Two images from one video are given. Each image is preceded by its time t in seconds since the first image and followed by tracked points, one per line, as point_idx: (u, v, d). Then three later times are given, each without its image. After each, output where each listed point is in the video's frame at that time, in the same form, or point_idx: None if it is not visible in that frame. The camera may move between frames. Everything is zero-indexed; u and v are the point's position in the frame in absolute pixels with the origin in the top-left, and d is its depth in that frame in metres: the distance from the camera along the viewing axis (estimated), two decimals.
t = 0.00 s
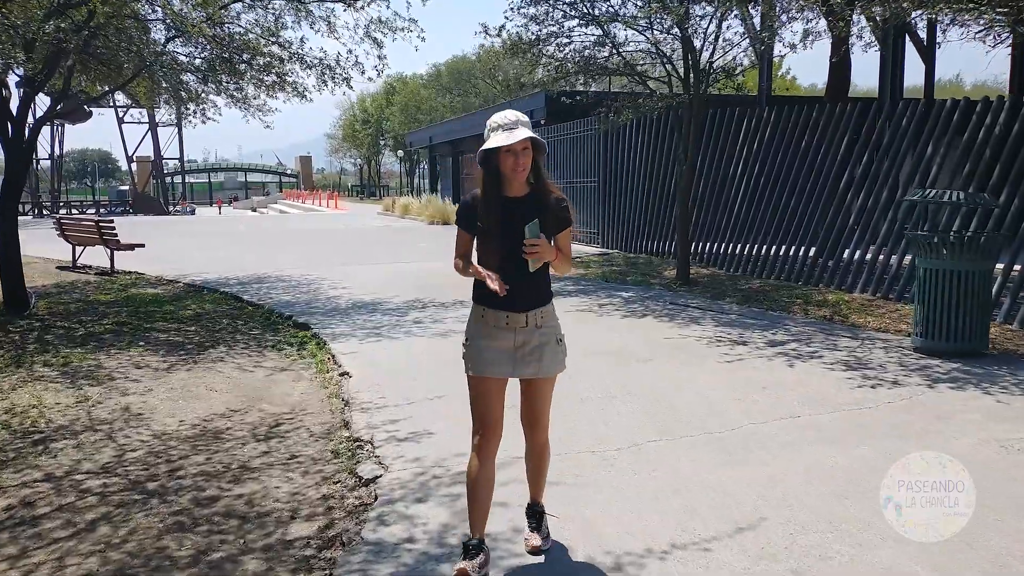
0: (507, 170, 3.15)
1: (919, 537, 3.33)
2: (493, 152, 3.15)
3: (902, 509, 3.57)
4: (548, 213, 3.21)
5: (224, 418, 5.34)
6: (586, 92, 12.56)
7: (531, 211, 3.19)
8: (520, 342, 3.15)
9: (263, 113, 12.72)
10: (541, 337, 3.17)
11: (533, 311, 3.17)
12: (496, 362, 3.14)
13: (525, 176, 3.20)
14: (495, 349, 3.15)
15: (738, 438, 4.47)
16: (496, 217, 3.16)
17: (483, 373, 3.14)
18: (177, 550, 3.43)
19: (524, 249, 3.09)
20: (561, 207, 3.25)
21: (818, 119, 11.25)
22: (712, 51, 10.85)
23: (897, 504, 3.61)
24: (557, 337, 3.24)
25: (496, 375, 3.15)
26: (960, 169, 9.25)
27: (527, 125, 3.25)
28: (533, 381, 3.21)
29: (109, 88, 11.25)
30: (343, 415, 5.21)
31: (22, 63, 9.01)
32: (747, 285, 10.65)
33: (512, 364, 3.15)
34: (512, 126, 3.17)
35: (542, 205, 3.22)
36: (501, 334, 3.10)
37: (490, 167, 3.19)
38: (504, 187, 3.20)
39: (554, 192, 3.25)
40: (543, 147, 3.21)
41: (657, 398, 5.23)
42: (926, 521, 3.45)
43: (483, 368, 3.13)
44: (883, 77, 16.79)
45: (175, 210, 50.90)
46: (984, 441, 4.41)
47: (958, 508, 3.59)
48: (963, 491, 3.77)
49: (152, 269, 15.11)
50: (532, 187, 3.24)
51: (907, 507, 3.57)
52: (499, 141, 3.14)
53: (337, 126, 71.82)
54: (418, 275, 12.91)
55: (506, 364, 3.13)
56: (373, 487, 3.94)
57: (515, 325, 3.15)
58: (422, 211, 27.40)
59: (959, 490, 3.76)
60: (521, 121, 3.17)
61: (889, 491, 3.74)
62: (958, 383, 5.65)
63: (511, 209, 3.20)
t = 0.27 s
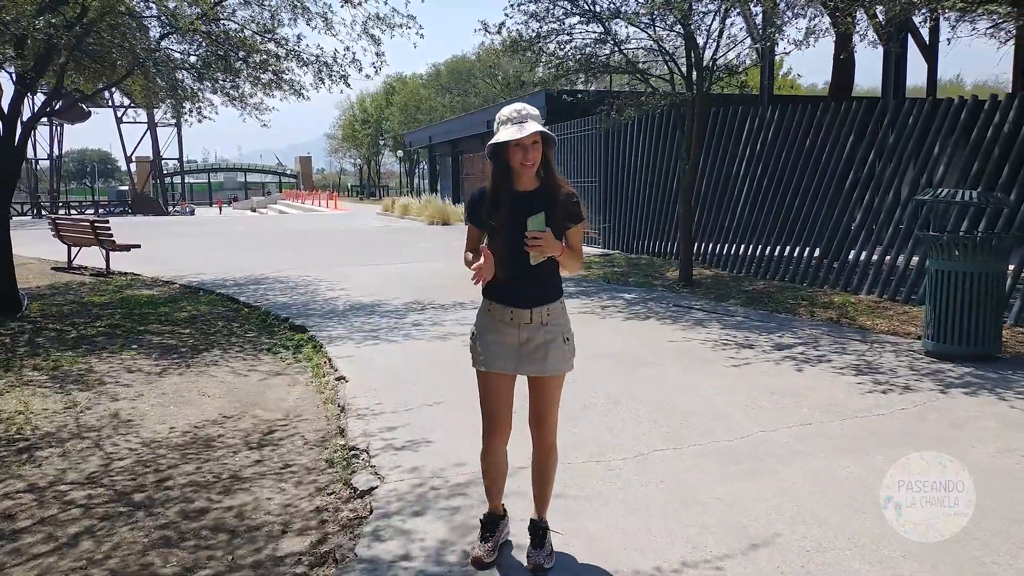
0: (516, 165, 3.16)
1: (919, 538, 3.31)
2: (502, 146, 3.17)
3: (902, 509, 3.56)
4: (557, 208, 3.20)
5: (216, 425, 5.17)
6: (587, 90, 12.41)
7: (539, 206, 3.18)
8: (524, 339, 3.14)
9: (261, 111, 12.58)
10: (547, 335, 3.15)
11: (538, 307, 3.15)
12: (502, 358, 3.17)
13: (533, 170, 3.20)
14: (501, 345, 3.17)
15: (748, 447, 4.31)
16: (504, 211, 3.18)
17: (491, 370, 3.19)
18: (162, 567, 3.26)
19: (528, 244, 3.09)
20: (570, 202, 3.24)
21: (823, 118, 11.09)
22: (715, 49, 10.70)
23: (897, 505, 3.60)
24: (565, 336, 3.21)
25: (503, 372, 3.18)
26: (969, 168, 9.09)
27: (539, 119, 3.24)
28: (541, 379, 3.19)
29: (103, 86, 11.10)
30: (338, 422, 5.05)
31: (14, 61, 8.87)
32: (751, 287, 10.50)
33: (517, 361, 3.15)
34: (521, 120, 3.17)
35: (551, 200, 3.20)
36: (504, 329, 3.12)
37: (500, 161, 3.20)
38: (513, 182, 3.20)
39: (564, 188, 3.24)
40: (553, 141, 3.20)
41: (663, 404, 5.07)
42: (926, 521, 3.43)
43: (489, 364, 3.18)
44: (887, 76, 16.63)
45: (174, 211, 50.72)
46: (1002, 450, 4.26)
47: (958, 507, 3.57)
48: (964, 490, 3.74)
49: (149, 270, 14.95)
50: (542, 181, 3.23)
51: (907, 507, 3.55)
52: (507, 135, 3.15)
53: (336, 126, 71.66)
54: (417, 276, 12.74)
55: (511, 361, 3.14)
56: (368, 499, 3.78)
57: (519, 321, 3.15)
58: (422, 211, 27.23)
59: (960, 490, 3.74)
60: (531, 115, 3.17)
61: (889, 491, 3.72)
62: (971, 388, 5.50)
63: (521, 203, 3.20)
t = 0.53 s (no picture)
0: (511, 168, 3.05)
1: (919, 537, 3.36)
2: (497, 151, 3.07)
3: (902, 509, 3.60)
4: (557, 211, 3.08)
5: (207, 435, 4.99)
6: (591, 87, 12.22)
7: (538, 211, 3.06)
8: (517, 347, 3.05)
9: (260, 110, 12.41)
10: (541, 343, 3.03)
11: (532, 315, 3.03)
12: (497, 366, 3.11)
13: (531, 174, 3.09)
14: (496, 352, 3.10)
15: (761, 462, 4.12)
16: (502, 217, 3.07)
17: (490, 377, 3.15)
18: None
19: (532, 253, 2.96)
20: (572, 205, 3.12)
21: (830, 117, 10.91)
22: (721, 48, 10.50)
23: (897, 505, 3.64)
24: (563, 344, 3.06)
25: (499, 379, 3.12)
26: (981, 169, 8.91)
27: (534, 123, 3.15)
28: (537, 388, 3.06)
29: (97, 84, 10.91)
30: (334, 433, 4.86)
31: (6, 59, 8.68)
32: (757, 289, 10.32)
33: (511, 369, 3.07)
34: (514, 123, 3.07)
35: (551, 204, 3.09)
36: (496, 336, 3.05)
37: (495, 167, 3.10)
38: (510, 187, 3.09)
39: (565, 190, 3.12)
40: (549, 145, 3.10)
41: (671, 415, 4.89)
42: (926, 522, 3.48)
43: (486, 371, 3.13)
44: (894, 75, 16.43)
45: (174, 209, 50.53)
46: None
47: (958, 508, 3.62)
48: (963, 491, 3.79)
49: (145, 271, 14.75)
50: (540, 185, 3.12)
51: (908, 507, 3.60)
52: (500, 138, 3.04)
53: (337, 124, 71.48)
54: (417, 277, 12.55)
55: (504, 369, 3.07)
56: (363, 518, 3.59)
57: (513, 329, 3.05)
58: (422, 211, 27.04)
59: (959, 490, 3.79)
60: (526, 118, 3.07)
61: (889, 492, 3.77)
62: (990, 397, 5.32)
63: (518, 208, 3.08)
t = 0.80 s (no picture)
0: (502, 171, 3.07)
1: (919, 537, 3.34)
2: (487, 155, 3.07)
3: (902, 509, 3.58)
4: (550, 211, 3.08)
5: (201, 444, 4.81)
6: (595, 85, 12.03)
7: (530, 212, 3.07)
8: (513, 343, 3.04)
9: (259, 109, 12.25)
10: (536, 339, 3.02)
11: (527, 312, 3.02)
12: (496, 363, 3.09)
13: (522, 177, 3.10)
14: (494, 350, 3.09)
15: (778, 474, 3.94)
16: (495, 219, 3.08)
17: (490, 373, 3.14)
18: None
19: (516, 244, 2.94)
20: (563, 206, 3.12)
21: (837, 117, 10.76)
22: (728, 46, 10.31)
23: (897, 504, 3.62)
24: (559, 340, 3.04)
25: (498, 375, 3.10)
26: (993, 169, 8.75)
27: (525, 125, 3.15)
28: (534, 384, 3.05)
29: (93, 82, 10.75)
30: (333, 442, 4.69)
31: None
32: (765, 292, 10.14)
33: (509, 366, 3.05)
34: (506, 128, 3.07)
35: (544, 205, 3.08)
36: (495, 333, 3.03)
37: (487, 170, 3.11)
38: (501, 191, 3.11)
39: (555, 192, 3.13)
40: (540, 146, 3.09)
41: (683, 424, 4.71)
42: (925, 522, 3.46)
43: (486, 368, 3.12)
44: (900, 74, 16.25)
45: (175, 210, 50.34)
46: None
47: (958, 508, 3.60)
48: (963, 490, 3.78)
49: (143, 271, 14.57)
50: (532, 187, 3.12)
51: (908, 507, 3.58)
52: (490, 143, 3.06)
53: (338, 124, 71.32)
54: (419, 278, 12.37)
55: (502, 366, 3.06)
56: (363, 534, 3.42)
57: (508, 326, 3.04)
58: (424, 211, 26.86)
59: (959, 491, 3.77)
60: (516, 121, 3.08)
61: (889, 492, 3.75)
62: (1011, 404, 5.15)
63: (509, 211, 3.09)
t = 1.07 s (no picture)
0: (520, 166, 2.98)
1: (919, 537, 3.33)
2: (507, 150, 2.99)
3: (902, 509, 3.58)
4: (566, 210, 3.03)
5: (195, 455, 4.62)
6: (599, 85, 11.85)
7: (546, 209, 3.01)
8: (529, 340, 2.97)
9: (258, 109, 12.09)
10: (553, 335, 2.97)
11: (543, 308, 2.96)
12: (507, 361, 2.99)
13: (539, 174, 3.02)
14: (506, 346, 3.00)
15: (800, 489, 3.76)
16: (508, 215, 3.02)
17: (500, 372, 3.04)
18: None
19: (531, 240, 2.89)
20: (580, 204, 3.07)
21: (845, 116, 10.58)
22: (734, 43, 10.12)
23: (897, 505, 3.61)
24: (575, 336, 3.00)
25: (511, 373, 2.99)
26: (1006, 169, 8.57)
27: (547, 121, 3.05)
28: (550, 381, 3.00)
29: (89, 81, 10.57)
30: (333, 453, 4.49)
31: None
32: (773, 294, 9.96)
33: (524, 364, 2.97)
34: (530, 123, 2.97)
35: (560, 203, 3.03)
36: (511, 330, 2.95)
37: (504, 164, 3.02)
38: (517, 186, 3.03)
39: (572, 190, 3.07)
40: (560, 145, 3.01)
41: (698, 434, 4.52)
42: (925, 521, 3.46)
43: (495, 368, 3.01)
44: (905, 74, 16.08)
45: (174, 211, 50.14)
46: None
47: (957, 508, 3.59)
48: (963, 490, 3.77)
49: (140, 274, 14.38)
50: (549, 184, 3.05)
51: (908, 507, 3.57)
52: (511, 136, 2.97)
53: (337, 126, 71.16)
54: (420, 281, 12.19)
55: (516, 362, 2.97)
56: (364, 554, 3.23)
57: (524, 323, 2.97)
58: (424, 212, 26.67)
59: (959, 490, 3.77)
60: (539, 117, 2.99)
61: (889, 492, 3.74)
62: None
63: (525, 207, 3.02)
